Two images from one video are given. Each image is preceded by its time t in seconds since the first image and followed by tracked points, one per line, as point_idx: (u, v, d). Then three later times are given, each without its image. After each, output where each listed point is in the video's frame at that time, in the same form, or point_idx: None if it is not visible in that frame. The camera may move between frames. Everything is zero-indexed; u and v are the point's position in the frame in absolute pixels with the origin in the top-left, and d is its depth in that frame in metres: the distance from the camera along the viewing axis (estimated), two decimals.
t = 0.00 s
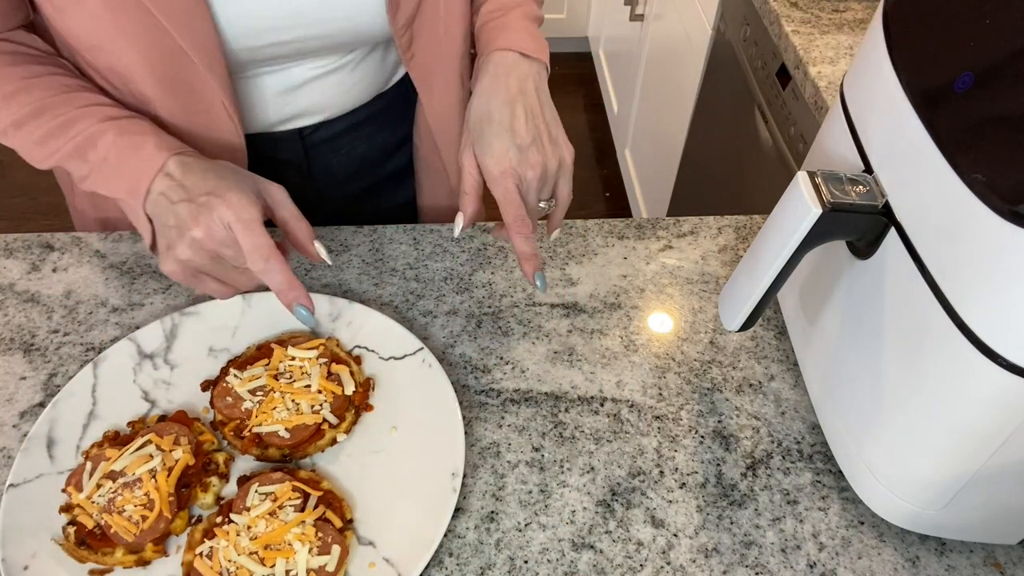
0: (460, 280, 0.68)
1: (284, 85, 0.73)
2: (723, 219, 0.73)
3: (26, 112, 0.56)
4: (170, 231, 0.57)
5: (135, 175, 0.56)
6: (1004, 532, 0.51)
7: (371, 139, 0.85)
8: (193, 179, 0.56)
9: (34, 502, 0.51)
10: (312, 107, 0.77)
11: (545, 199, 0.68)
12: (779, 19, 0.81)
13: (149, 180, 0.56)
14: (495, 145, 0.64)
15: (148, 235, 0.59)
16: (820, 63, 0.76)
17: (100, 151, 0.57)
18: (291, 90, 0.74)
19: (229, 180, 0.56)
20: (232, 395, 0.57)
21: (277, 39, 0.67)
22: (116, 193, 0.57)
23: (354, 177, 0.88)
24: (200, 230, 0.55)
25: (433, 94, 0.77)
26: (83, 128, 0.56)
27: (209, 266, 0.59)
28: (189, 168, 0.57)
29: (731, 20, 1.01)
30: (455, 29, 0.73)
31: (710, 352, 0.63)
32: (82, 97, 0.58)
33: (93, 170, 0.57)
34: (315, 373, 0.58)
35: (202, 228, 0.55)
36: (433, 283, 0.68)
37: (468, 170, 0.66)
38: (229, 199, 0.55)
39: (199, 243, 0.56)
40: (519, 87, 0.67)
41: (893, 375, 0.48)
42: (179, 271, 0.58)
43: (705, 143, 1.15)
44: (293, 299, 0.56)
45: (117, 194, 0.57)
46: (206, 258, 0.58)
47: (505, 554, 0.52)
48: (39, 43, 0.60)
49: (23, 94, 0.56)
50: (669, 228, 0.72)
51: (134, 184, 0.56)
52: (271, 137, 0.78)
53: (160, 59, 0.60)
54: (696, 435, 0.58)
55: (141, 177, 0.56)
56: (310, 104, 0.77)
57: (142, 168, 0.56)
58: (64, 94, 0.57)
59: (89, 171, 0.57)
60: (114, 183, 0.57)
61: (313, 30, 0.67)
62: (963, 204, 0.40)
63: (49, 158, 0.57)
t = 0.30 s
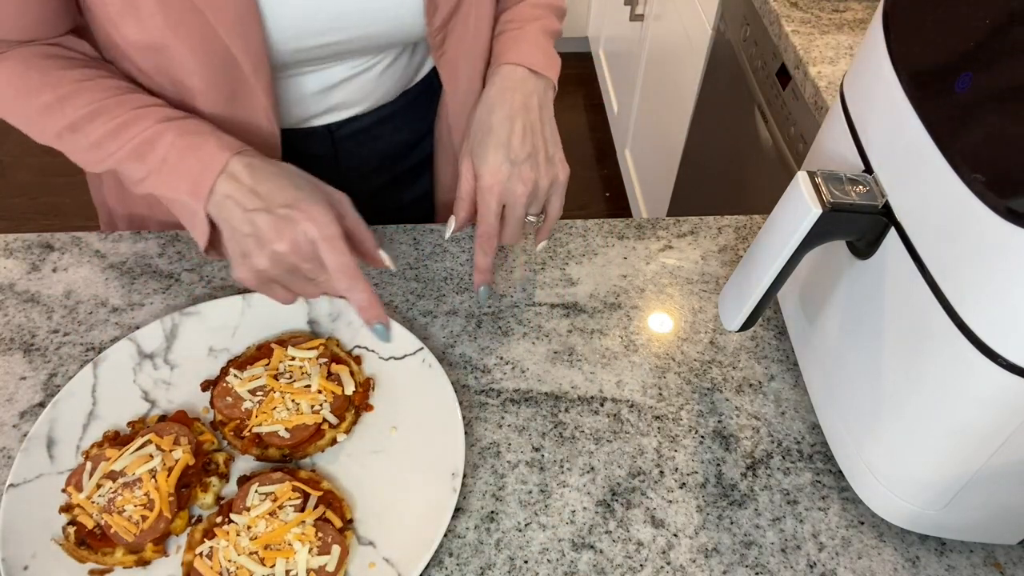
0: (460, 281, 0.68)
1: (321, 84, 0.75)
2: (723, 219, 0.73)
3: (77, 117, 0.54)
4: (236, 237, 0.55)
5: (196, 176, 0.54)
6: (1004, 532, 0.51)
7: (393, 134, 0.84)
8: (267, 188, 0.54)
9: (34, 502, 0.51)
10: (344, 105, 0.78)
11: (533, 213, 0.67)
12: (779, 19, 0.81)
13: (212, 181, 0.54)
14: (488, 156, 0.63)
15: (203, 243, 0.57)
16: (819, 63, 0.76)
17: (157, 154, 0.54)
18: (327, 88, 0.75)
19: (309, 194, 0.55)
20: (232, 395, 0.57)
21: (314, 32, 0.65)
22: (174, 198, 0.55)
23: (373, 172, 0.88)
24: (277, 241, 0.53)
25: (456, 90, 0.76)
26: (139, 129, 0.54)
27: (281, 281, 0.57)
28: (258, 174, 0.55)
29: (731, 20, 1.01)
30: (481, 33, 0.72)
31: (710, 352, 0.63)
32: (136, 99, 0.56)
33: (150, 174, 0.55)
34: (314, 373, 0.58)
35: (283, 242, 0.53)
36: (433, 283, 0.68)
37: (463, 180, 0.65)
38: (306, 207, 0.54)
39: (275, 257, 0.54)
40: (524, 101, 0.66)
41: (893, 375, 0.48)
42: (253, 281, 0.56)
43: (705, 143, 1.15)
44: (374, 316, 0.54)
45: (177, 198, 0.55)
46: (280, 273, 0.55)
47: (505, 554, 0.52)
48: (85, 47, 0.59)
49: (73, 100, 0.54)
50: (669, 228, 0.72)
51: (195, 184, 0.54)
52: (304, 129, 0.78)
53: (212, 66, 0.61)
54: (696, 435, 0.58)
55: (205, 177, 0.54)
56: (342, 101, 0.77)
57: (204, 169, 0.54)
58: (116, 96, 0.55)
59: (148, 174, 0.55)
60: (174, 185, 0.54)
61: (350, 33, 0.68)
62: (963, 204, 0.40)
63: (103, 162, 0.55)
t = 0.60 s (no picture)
0: (460, 280, 0.68)
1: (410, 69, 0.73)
2: (723, 219, 0.73)
3: (194, 89, 0.53)
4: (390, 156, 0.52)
5: (324, 119, 0.52)
6: (1004, 532, 0.51)
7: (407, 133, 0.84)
8: (400, 100, 0.51)
9: (34, 502, 0.51)
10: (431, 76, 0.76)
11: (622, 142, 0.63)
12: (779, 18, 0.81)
13: (345, 116, 0.51)
14: (573, 76, 0.61)
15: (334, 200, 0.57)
16: (819, 63, 0.76)
17: (282, 109, 0.53)
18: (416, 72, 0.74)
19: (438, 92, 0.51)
20: (232, 395, 0.57)
21: None
22: (316, 155, 0.53)
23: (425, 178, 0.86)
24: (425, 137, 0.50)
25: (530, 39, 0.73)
26: (257, 90, 0.53)
27: (443, 188, 0.53)
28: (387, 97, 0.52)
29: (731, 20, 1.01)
30: None
31: (711, 352, 0.63)
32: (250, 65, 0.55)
33: (278, 130, 0.53)
34: (314, 373, 0.58)
35: (431, 140, 0.50)
36: (432, 283, 0.68)
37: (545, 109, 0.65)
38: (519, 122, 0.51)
39: (437, 156, 0.50)
40: (604, 26, 0.64)
41: (892, 375, 0.48)
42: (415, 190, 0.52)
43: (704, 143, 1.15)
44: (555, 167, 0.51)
45: (312, 152, 0.53)
46: (445, 175, 0.52)
47: (505, 554, 0.52)
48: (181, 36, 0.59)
49: (189, 74, 0.54)
50: (669, 228, 0.72)
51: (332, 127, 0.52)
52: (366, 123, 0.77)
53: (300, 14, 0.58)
54: (696, 435, 0.58)
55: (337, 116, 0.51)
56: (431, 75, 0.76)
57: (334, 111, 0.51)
58: (229, 66, 0.55)
59: (274, 134, 0.53)
60: (308, 137, 0.52)
61: None
62: (964, 204, 0.39)
63: (228, 131, 0.54)
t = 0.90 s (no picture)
0: (460, 280, 0.68)
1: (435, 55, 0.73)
2: (723, 219, 0.73)
3: (282, 108, 0.60)
4: (497, 158, 0.59)
5: (424, 119, 0.57)
6: (1004, 532, 0.51)
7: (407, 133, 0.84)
8: (502, 104, 0.56)
9: (34, 501, 0.51)
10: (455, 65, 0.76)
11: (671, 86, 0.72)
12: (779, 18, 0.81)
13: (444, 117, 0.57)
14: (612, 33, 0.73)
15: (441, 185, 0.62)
16: (819, 63, 0.76)
17: (378, 116, 0.58)
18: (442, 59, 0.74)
19: (548, 94, 0.57)
20: (232, 395, 0.57)
21: None
22: (422, 154, 0.59)
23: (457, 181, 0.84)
24: (538, 149, 0.56)
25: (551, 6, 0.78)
26: (345, 98, 0.59)
27: (545, 183, 0.61)
28: (486, 94, 0.57)
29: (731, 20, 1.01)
30: None
31: (711, 352, 0.63)
32: (325, 71, 0.60)
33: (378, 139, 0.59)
34: (315, 372, 0.58)
35: (541, 150, 0.56)
36: (432, 283, 0.68)
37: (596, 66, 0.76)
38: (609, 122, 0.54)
39: (544, 163, 0.57)
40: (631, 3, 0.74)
41: (892, 375, 0.48)
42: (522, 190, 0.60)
43: (704, 143, 1.15)
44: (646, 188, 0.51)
45: (417, 151, 0.59)
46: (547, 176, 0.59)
47: (505, 554, 0.52)
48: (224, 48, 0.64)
49: (273, 93, 0.60)
50: (669, 228, 0.72)
51: (432, 124, 0.57)
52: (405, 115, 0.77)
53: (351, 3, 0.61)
54: (696, 435, 0.58)
55: (435, 113, 0.57)
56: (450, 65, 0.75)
57: (432, 107, 0.57)
58: (307, 75, 0.60)
59: (375, 140, 0.59)
60: (409, 138, 0.59)
61: None
62: (965, 205, 0.39)
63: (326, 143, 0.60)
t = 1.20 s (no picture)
0: (461, 280, 0.68)
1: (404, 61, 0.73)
2: (723, 219, 0.73)
3: (239, 155, 0.60)
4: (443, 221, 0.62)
5: (374, 185, 0.61)
6: (1004, 532, 0.51)
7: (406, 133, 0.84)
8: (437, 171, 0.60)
9: (35, 502, 0.51)
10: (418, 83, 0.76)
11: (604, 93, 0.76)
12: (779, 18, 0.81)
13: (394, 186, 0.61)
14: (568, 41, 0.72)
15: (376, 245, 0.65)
16: (819, 63, 0.76)
17: (329, 177, 0.61)
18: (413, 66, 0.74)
19: (475, 155, 0.61)
20: (232, 395, 0.57)
21: None
22: (365, 218, 0.63)
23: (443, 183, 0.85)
24: (472, 209, 0.60)
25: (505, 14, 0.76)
26: (305, 153, 0.61)
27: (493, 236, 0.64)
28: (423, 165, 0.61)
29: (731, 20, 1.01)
30: None
31: (711, 352, 0.63)
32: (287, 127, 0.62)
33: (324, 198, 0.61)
34: (315, 372, 0.58)
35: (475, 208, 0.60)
36: (432, 283, 0.68)
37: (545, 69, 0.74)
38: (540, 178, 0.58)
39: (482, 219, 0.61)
40: None
41: (892, 375, 0.48)
42: (469, 247, 0.64)
43: (704, 143, 1.15)
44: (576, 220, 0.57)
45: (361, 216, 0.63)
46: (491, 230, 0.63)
47: (505, 554, 0.52)
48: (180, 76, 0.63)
49: (231, 139, 0.60)
50: (669, 228, 0.72)
51: (381, 194, 0.61)
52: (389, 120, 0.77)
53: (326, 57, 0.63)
54: (696, 435, 0.58)
55: (387, 184, 0.61)
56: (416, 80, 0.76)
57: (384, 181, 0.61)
58: (266, 126, 0.61)
59: (322, 200, 0.62)
60: (359, 201, 0.62)
61: None
62: (965, 205, 0.39)
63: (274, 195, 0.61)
